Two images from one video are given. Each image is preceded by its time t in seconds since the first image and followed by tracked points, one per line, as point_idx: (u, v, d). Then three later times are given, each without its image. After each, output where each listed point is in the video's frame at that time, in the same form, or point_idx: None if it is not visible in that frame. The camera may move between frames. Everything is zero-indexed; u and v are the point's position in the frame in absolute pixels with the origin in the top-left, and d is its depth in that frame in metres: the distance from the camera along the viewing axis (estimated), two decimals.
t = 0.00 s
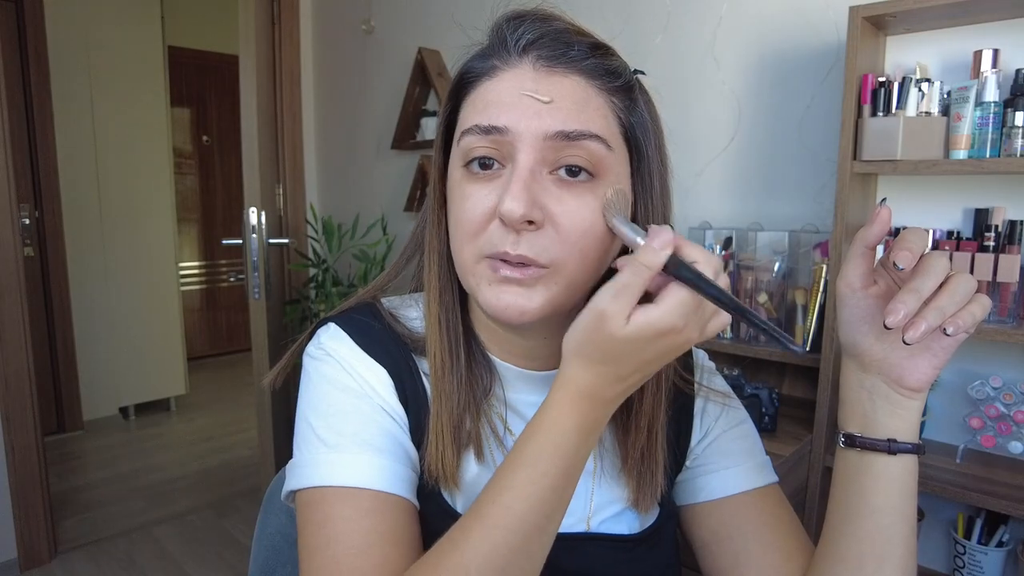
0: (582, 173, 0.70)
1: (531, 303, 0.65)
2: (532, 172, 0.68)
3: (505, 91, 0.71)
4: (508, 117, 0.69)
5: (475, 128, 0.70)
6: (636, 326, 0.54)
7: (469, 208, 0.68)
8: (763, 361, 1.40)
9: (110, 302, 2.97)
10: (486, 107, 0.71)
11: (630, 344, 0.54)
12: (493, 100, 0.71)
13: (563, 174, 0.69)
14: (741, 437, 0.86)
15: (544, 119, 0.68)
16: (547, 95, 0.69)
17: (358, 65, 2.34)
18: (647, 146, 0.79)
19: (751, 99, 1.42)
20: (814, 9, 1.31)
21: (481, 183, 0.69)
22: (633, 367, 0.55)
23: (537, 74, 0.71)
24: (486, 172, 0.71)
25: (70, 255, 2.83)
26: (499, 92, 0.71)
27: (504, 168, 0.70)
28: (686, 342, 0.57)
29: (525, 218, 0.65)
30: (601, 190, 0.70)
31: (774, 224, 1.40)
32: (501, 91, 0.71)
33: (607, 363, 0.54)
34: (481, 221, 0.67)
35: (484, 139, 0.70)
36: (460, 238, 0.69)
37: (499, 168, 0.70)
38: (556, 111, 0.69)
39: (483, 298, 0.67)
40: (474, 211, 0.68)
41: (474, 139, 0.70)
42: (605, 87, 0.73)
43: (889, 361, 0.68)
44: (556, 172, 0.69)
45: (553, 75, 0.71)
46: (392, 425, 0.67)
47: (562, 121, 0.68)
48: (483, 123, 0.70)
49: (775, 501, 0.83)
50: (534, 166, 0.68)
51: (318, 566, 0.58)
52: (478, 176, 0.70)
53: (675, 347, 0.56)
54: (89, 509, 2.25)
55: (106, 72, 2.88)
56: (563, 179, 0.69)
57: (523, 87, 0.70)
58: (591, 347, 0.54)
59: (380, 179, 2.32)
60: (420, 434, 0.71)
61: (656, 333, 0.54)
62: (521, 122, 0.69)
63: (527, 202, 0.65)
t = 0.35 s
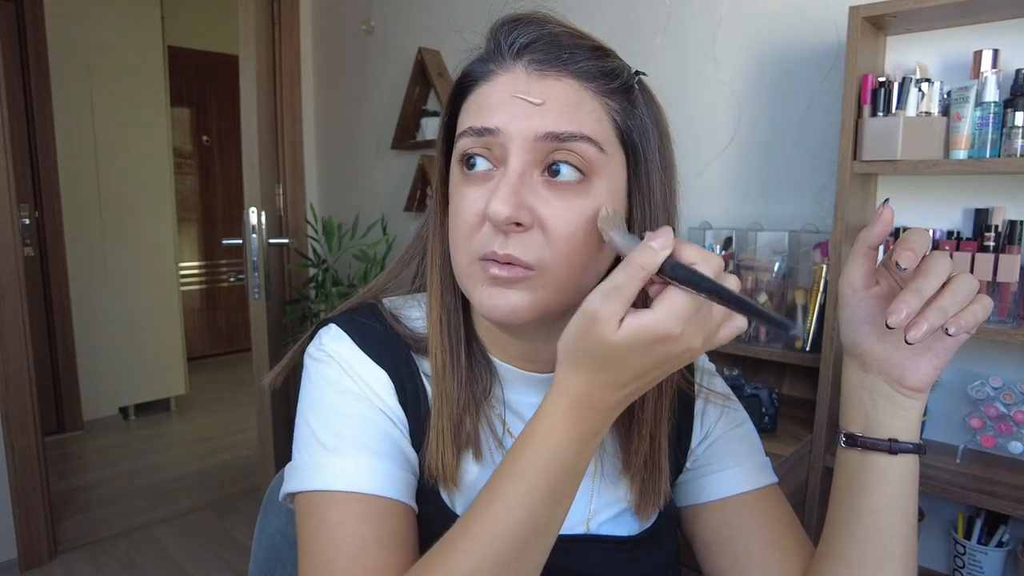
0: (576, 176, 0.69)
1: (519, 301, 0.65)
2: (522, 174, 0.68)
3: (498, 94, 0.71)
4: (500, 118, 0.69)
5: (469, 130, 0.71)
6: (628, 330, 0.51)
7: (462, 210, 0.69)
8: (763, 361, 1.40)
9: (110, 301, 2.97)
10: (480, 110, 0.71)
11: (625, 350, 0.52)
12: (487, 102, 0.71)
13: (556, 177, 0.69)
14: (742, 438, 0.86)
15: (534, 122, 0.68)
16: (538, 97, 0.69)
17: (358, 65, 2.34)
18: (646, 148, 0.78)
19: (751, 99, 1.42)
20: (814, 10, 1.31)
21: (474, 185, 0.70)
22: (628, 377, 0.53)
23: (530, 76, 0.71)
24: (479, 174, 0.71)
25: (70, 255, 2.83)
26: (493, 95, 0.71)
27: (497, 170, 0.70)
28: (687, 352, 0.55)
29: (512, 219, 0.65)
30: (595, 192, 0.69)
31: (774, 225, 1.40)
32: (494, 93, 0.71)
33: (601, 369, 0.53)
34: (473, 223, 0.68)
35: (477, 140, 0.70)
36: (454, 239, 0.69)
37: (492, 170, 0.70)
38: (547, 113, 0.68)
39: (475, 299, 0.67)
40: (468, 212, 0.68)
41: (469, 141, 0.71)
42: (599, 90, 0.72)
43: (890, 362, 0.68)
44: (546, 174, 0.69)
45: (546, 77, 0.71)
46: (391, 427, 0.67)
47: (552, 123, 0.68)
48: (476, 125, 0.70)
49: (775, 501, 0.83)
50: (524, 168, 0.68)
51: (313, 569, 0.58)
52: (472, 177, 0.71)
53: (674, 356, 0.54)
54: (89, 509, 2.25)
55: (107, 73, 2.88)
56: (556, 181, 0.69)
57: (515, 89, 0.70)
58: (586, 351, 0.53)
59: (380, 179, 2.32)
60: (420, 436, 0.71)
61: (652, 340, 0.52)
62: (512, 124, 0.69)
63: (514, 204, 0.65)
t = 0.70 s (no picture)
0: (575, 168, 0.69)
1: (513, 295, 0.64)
2: (522, 163, 0.67)
3: (499, 87, 0.71)
4: (500, 110, 0.69)
5: (471, 121, 0.71)
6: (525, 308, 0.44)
7: (462, 201, 0.68)
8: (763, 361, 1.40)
9: (110, 302, 2.97)
10: (481, 102, 0.71)
11: (529, 341, 0.44)
12: (488, 95, 0.71)
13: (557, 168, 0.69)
14: (741, 438, 0.86)
15: (535, 113, 0.68)
16: (539, 90, 0.69)
17: (358, 65, 2.34)
18: (645, 146, 0.78)
19: (751, 99, 1.42)
20: (814, 10, 1.31)
21: (475, 176, 0.69)
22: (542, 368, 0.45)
23: (531, 70, 0.71)
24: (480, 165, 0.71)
25: (70, 255, 2.83)
26: (494, 87, 0.71)
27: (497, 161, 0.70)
28: (598, 338, 0.45)
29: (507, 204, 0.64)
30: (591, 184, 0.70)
31: (774, 225, 1.40)
32: (495, 86, 0.71)
33: (514, 361, 0.45)
34: (473, 213, 0.67)
35: (478, 131, 0.70)
36: (454, 231, 0.69)
37: (493, 162, 0.70)
38: (547, 104, 0.69)
39: (473, 292, 0.66)
40: (468, 203, 0.68)
41: (470, 131, 0.71)
42: (599, 84, 0.73)
43: (890, 361, 0.68)
44: (546, 164, 0.69)
45: (547, 71, 0.71)
46: (376, 435, 0.67)
47: (553, 113, 0.68)
48: (478, 116, 0.70)
49: (775, 501, 0.83)
50: (524, 158, 0.67)
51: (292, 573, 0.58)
52: (473, 168, 0.71)
53: (582, 340, 0.45)
54: (89, 509, 2.25)
55: (107, 73, 2.89)
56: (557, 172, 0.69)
57: (517, 81, 0.70)
58: (493, 340, 0.45)
59: (380, 179, 2.32)
60: (411, 440, 0.71)
61: (551, 324, 0.44)
62: (512, 115, 0.68)
63: (512, 191, 0.64)
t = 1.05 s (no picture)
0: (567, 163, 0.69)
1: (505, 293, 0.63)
2: (513, 159, 0.67)
3: (493, 84, 0.71)
4: (495, 105, 0.69)
5: (465, 117, 0.71)
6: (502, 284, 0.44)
7: (456, 197, 0.68)
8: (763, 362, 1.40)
9: (110, 301, 2.97)
10: (476, 99, 0.71)
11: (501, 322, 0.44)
12: (482, 92, 0.71)
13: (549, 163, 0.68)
14: (740, 438, 0.87)
15: (528, 108, 0.68)
16: (532, 86, 0.69)
17: (358, 65, 2.34)
18: (639, 144, 0.78)
19: (750, 99, 1.42)
20: (814, 11, 1.31)
21: (469, 172, 0.69)
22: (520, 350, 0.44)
23: (526, 67, 0.71)
24: (473, 161, 0.70)
25: (70, 255, 2.83)
26: (489, 85, 0.71)
27: (489, 157, 0.69)
28: (574, 313, 0.45)
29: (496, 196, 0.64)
30: (583, 180, 0.69)
31: (774, 225, 1.40)
32: (490, 84, 0.71)
33: (490, 348, 0.45)
34: (466, 206, 0.67)
35: (472, 126, 0.70)
36: (446, 226, 0.68)
37: (486, 157, 0.70)
38: (540, 100, 0.68)
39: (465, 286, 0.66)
40: (461, 199, 0.67)
41: (465, 127, 0.70)
42: (593, 81, 0.73)
43: (889, 362, 0.68)
44: (538, 160, 0.69)
45: (542, 68, 0.71)
46: (376, 436, 0.67)
47: (546, 109, 0.68)
48: (472, 112, 0.70)
49: (775, 501, 0.83)
50: (517, 154, 0.68)
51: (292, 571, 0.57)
52: (466, 164, 0.70)
53: (556, 315, 0.44)
54: (89, 510, 2.25)
55: (107, 73, 2.89)
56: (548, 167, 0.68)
57: (511, 78, 0.70)
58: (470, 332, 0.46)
59: (381, 179, 2.32)
60: (413, 440, 0.71)
61: (520, 300, 0.43)
62: (506, 111, 0.68)
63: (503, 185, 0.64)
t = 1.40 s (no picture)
0: (569, 154, 0.69)
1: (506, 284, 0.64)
2: (518, 149, 0.68)
3: (499, 78, 0.71)
4: (501, 98, 0.70)
5: (472, 110, 0.71)
6: (589, 267, 0.49)
7: (461, 188, 0.69)
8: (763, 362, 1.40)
9: (110, 302, 2.97)
10: (483, 93, 0.72)
11: (573, 312, 0.48)
12: (488, 86, 0.72)
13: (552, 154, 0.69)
14: (743, 438, 0.87)
15: (533, 101, 0.69)
16: (538, 79, 0.70)
17: (358, 65, 2.34)
18: (643, 142, 0.78)
19: (750, 99, 1.42)
20: (814, 11, 1.31)
21: (473, 162, 0.70)
22: (582, 344, 0.49)
23: (531, 62, 0.72)
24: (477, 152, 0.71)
25: (70, 255, 2.83)
26: (495, 79, 0.72)
27: (494, 149, 0.70)
28: (640, 315, 0.51)
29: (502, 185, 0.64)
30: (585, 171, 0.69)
31: (774, 225, 1.40)
32: (496, 78, 0.72)
33: (549, 339, 0.49)
34: (467, 194, 0.67)
35: (478, 118, 0.70)
36: (451, 217, 0.68)
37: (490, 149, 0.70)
38: (546, 92, 0.69)
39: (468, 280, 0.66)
40: (465, 189, 0.68)
41: (472, 120, 0.71)
42: (597, 78, 0.73)
43: (890, 361, 0.68)
44: (542, 151, 0.69)
45: (547, 63, 0.72)
46: (388, 431, 0.67)
47: (551, 101, 0.69)
48: (478, 105, 0.71)
49: (776, 501, 0.83)
50: (521, 144, 0.68)
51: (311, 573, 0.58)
52: (470, 156, 0.71)
53: (623, 314, 0.50)
54: (90, 510, 2.25)
55: (107, 73, 2.89)
56: (551, 157, 0.68)
57: (517, 73, 0.71)
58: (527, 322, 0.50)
59: (381, 179, 2.32)
60: (421, 433, 0.71)
61: (595, 295, 0.49)
62: (512, 103, 0.69)
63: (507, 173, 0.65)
